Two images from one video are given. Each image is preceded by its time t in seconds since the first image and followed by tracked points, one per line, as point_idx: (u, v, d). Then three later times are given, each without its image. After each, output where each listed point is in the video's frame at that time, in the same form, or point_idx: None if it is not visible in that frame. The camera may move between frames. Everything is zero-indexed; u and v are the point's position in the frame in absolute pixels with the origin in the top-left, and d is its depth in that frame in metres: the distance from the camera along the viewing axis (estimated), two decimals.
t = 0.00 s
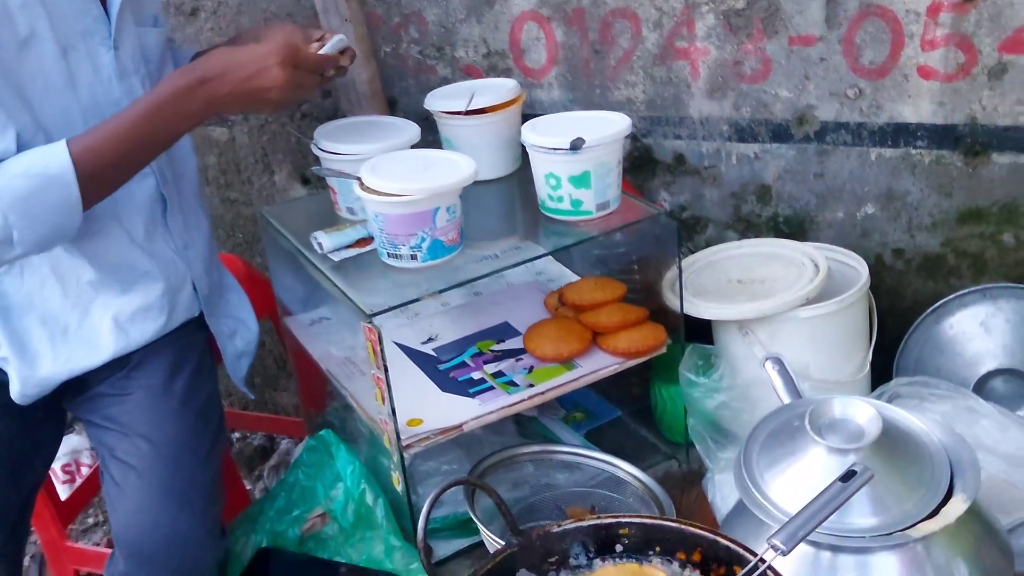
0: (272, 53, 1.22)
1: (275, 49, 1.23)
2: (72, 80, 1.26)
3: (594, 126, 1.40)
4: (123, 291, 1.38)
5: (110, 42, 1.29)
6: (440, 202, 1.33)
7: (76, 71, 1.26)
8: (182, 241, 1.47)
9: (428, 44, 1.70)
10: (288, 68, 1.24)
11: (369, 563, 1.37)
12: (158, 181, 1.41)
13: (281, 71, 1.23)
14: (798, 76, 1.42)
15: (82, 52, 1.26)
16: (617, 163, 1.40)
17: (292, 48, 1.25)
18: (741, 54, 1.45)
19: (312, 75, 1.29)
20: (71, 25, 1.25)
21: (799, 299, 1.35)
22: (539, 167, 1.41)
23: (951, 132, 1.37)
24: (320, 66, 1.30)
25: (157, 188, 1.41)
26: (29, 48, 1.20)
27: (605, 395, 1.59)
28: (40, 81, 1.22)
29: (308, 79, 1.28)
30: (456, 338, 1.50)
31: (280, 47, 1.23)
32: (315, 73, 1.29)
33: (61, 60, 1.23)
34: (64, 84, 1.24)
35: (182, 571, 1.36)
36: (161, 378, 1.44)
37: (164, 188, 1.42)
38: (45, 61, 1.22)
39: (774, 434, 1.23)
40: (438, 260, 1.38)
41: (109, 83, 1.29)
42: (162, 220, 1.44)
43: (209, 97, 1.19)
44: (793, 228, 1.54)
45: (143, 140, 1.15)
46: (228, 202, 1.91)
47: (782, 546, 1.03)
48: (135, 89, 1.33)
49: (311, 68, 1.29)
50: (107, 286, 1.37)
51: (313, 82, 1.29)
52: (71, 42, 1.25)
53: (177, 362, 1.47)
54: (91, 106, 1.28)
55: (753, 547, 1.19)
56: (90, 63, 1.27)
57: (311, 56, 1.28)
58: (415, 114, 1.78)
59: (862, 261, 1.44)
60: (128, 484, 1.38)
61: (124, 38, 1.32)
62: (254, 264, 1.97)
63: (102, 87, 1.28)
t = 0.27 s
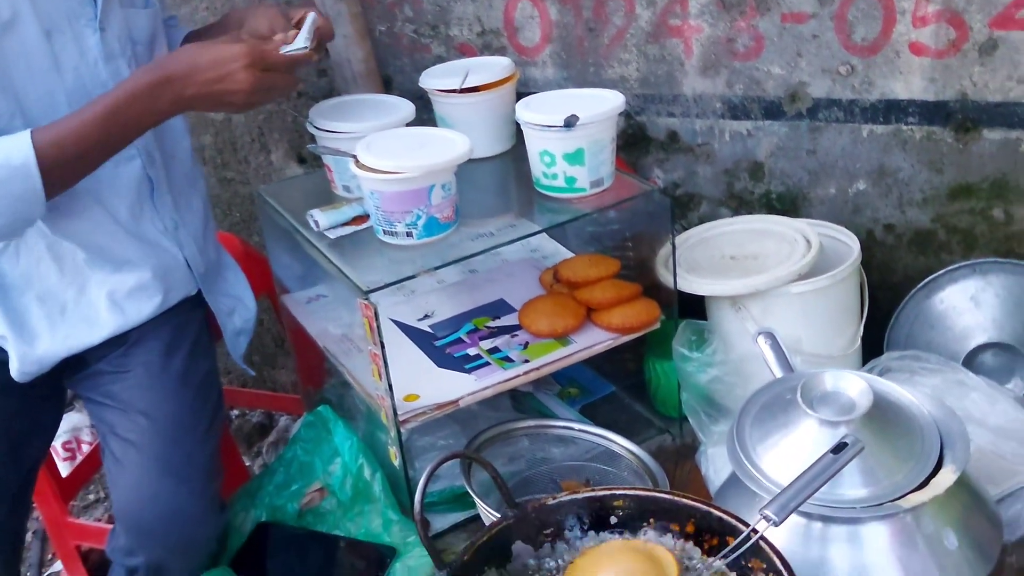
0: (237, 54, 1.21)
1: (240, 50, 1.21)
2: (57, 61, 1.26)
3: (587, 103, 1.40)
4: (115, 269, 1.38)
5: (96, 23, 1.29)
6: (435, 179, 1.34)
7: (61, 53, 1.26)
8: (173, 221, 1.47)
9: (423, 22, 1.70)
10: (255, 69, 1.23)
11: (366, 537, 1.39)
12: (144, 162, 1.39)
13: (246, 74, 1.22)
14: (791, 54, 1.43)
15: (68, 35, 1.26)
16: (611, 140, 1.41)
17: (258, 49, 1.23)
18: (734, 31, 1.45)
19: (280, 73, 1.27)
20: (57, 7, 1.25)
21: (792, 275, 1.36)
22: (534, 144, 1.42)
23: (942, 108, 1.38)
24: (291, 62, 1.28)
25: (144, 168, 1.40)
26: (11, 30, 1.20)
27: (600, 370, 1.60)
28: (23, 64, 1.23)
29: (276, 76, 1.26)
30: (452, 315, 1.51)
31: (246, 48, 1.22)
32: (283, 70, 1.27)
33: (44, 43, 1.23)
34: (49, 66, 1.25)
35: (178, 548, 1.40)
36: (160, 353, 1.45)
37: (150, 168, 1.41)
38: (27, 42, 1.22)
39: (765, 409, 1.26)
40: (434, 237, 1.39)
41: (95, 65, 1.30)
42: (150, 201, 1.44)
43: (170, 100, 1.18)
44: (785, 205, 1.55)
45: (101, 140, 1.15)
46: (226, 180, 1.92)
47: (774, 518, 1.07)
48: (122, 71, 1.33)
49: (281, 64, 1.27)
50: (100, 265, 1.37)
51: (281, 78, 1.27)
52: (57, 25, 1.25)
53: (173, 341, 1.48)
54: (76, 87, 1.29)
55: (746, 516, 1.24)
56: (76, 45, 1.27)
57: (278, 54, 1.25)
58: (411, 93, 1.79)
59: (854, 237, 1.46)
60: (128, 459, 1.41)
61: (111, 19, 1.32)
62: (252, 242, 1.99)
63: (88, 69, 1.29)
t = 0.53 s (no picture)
0: (143, 65, 1.16)
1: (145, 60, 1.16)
2: (55, 45, 1.27)
3: (583, 82, 1.42)
4: (121, 246, 1.42)
5: (92, 7, 1.29)
6: (433, 158, 1.37)
7: (58, 37, 1.27)
8: (174, 201, 1.48)
9: (420, 2, 1.72)
10: (165, 78, 1.17)
11: (367, 508, 1.44)
12: (145, 144, 1.41)
13: (156, 87, 1.16)
14: (784, 33, 1.45)
15: (65, 18, 1.27)
16: (606, 118, 1.43)
17: (167, 58, 1.17)
18: (728, 11, 1.47)
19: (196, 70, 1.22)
20: None
21: (784, 251, 1.39)
22: (531, 122, 1.44)
23: (933, 87, 1.41)
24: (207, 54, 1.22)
25: (145, 150, 1.41)
26: (7, 15, 1.21)
27: (596, 345, 1.63)
28: (21, 50, 1.24)
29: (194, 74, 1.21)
30: (451, 291, 1.54)
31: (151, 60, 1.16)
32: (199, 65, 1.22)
33: (40, 28, 1.25)
34: (45, 49, 1.26)
35: (186, 520, 1.40)
36: (165, 329, 1.47)
37: (151, 149, 1.42)
38: (23, 26, 1.23)
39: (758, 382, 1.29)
40: (433, 215, 1.42)
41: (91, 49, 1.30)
42: (152, 181, 1.46)
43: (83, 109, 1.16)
44: (778, 183, 1.58)
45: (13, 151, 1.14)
46: (226, 160, 1.94)
47: (767, 488, 1.08)
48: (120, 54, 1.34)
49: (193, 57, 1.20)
50: (106, 242, 1.40)
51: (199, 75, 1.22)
52: (53, 9, 1.25)
53: (179, 318, 1.50)
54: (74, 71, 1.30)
55: (739, 486, 1.29)
56: (73, 28, 1.28)
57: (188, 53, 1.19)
58: (409, 73, 1.81)
59: (845, 214, 1.48)
60: (134, 433, 1.42)
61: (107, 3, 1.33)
62: (253, 221, 2.01)
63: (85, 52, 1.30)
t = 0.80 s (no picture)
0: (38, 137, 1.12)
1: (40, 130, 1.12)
2: (26, 40, 1.24)
3: (578, 61, 1.42)
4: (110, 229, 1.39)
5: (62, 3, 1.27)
6: (429, 137, 1.37)
7: (29, 32, 1.24)
8: (153, 195, 1.45)
9: None
10: (61, 151, 1.13)
11: (365, 486, 1.45)
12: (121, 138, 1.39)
13: (46, 157, 1.13)
14: (778, 11, 1.45)
15: (33, 14, 1.24)
16: (602, 97, 1.43)
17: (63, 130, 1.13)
18: None
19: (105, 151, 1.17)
20: None
21: (778, 228, 1.39)
22: (526, 101, 1.44)
23: (927, 65, 1.41)
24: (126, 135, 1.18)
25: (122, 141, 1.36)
26: None
27: (591, 323, 1.64)
28: None
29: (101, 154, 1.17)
30: (447, 271, 1.55)
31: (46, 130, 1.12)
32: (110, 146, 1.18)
33: (10, 25, 1.22)
34: (16, 46, 1.23)
35: (176, 504, 1.40)
36: (158, 312, 1.45)
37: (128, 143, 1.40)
38: None
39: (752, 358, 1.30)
40: (429, 193, 1.42)
41: (65, 44, 1.28)
42: (135, 169, 1.43)
43: None
44: (773, 161, 1.58)
45: None
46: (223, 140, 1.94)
47: (760, 463, 1.10)
48: (94, 48, 1.32)
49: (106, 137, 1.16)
50: (95, 225, 1.37)
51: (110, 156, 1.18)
52: (24, 5, 1.22)
53: (172, 300, 1.47)
54: (46, 67, 1.27)
55: (734, 461, 1.30)
56: (44, 25, 1.25)
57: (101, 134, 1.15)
58: (404, 52, 1.81)
59: (839, 191, 1.49)
60: (127, 418, 1.41)
61: None
62: (249, 202, 2.01)
63: (57, 47, 1.27)
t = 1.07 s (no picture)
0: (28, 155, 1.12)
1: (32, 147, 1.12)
2: (6, 31, 1.22)
3: (573, 39, 1.42)
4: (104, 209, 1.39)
5: None
6: (424, 115, 1.37)
7: (9, 21, 1.22)
8: (140, 178, 1.43)
9: None
10: (53, 175, 1.13)
11: (363, 463, 1.46)
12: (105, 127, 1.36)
13: (37, 180, 1.13)
14: None
15: (14, 3, 1.22)
16: (597, 75, 1.43)
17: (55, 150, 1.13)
18: None
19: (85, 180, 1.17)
20: None
21: (773, 206, 1.40)
22: (521, 79, 1.44)
23: (921, 42, 1.41)
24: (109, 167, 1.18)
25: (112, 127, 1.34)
26: None
27: (587, 301, 1.65)
28: None
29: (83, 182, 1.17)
30: (443, 250, 1.55)
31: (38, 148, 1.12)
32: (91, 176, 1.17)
33: None
34: None
35: (175, 485, 1.39)
36: (153, 295, 1.44)
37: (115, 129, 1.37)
38: None
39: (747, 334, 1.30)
40: (424, 172, 1.43)
41: (46, 31, 1.26)
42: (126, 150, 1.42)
43: None
44: (767, 138, 1.59)
45: None
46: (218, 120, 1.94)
47: (754, 439, 1.11)
48: (79, 36, 1.29)
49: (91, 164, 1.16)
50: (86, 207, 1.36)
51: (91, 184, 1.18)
52: None
53: (167, 282, 1.46)
54: (27, 56, 1.25)
55: (728, 437, 1.31)
56: (24, 14, 1.23)
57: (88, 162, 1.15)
58: (399, 31, 1.81)
59: (832, 168, 1.49)
60: (123, 401, 1.39)
61: None
62: (245, 181, 2.01)
63: (37, 36, 1.25)
